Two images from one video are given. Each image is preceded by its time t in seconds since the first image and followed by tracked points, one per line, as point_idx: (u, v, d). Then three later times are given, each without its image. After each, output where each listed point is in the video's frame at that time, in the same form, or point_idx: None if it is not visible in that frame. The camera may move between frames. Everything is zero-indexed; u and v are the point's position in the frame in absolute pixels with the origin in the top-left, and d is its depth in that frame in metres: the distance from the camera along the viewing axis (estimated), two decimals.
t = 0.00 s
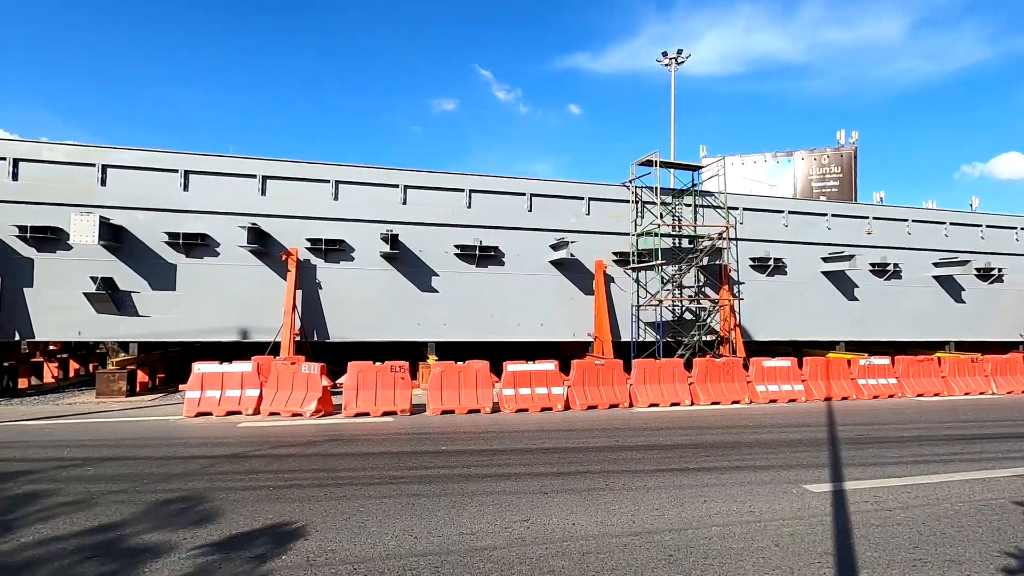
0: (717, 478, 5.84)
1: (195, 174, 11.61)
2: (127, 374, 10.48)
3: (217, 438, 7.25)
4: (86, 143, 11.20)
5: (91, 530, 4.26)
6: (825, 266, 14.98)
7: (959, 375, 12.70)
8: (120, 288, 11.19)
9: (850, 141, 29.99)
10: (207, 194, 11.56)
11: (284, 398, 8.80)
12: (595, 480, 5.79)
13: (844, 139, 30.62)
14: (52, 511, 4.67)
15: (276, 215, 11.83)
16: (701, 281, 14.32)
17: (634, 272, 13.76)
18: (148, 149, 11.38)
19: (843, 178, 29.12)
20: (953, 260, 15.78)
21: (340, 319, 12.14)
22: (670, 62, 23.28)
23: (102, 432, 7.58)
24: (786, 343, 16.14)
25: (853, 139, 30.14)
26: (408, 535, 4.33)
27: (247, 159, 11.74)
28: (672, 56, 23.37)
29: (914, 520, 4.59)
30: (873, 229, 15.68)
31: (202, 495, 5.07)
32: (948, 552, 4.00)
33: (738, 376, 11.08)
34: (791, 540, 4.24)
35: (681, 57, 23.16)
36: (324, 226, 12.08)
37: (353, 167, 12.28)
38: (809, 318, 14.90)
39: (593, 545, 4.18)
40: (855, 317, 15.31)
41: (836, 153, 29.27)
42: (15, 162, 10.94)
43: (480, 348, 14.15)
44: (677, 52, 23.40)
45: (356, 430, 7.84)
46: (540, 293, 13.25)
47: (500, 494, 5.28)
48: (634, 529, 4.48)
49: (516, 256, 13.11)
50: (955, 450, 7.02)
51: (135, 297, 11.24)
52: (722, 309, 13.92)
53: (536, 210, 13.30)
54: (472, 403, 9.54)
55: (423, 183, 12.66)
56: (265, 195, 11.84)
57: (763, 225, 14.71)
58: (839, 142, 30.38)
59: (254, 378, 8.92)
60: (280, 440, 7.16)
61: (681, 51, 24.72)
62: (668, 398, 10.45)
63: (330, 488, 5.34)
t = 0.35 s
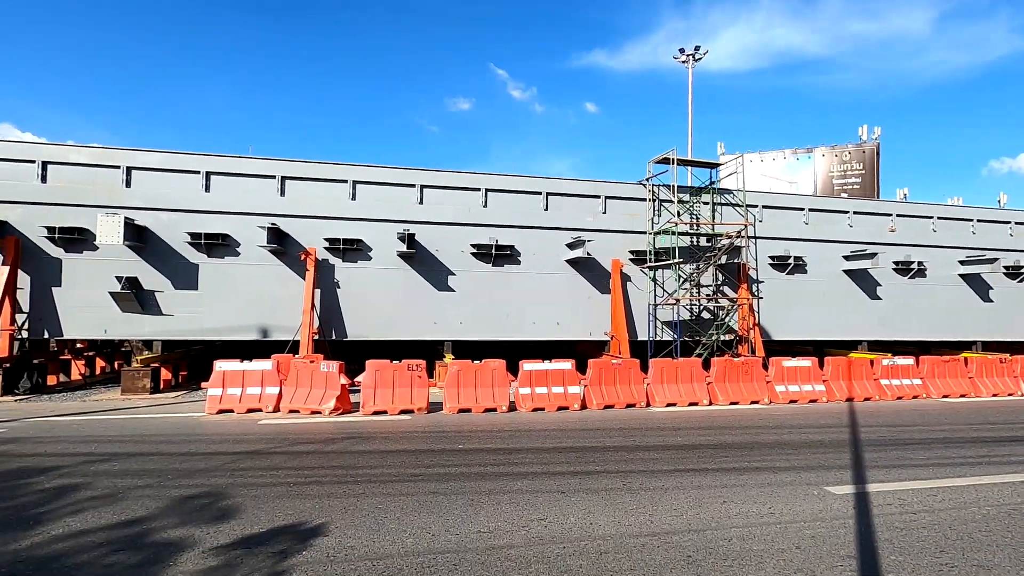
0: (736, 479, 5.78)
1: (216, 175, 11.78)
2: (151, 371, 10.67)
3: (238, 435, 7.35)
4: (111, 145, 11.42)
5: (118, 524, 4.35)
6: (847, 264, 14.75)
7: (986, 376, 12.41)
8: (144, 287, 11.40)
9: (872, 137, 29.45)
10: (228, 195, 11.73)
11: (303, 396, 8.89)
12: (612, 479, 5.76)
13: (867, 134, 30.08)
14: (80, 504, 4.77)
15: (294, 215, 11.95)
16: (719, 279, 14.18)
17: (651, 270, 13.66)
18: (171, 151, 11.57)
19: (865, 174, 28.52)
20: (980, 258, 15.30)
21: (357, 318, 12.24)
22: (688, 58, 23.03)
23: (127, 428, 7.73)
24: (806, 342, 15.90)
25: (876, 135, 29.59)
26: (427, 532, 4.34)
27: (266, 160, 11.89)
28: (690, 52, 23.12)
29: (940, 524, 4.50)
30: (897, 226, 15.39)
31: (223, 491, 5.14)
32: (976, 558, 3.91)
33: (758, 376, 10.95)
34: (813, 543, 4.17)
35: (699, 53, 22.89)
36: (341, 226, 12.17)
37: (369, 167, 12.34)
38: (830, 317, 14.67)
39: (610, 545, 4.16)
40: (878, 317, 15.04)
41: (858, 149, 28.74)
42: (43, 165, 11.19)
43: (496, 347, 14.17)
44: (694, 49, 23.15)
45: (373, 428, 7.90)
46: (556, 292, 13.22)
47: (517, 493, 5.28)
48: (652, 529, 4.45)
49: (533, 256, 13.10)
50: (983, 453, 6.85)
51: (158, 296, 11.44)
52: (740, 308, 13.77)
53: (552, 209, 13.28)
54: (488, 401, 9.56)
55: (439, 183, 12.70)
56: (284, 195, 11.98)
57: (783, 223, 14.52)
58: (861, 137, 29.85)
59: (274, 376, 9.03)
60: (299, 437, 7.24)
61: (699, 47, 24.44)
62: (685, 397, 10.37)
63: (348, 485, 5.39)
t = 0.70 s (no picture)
0: (748, 479, 5.74)
1: (228, 175, 11.87)
2: (166, 369, 10.79)
3: (250, 433, 7.41)
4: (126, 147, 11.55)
5: (133, 521, 4.40)
6: (860, 263, 14.60)
7: (1003, 376, 12.23)
8: (158, 287, 11.53)
9: (886, 134, 29.13)
10: (240, 195, 11.82)
11: (315, 394, 8.95)
12: (622, 479, 5.74)
13: (880, 132, 29.77)
14: (96, 501, 4.84)
15: (305, 215, 12.02)
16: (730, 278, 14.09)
17: (661, 269, 13.59)
18: (184, 152, 11.68)
19: (878, 173, 28.12)
20: (997, 256, 15.06)
21: (368, 317, 12.29)
22: (698, 56, 22.91)
23: (142, 426, 7.82)
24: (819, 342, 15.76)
25: (890, 132, 29.28)
26: (438, 530, 4.35)
27: (278, 161, 11.97)
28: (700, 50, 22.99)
29: (956, 526, 4.44)
30: (912, 224, 15.20)
31: (236, 489, 5.19)
32: (993, 561, 3.85)
33: (770, 375, 10.87)
34: (826, 545, 4.14)
35: (709, 52, 22.76)
36: (352, 226, 12.23)
37: (380, 167, 12.38)
38: (843, 316, 14.53)
39: (621, 545, 4.15)
40: (892, 316, 14.87)
41: (872, 146, 28.33)
42: (60, 166, 11.35)
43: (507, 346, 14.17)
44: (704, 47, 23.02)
45: (383, 427, 7.93)
46: (566, 291, 13.19)
47: (527, 492, 5.28)
48: (663, 529, 4.43)
49: (542, 255, 13.08)
50: (1000, 455, 6.74)
51: (172, 296, 11.56)
52: (752, 307, 13.67)
53: (562, 208, 13.25)
54: (498, 401, 9.56)
55: (449, 182, 12.72)
56: (295, 196, 12.06)
57: (795, 221, 14.39)
58: (875, 135, 29.53)
59: (286, 374, 9.09)
60: (310, 436, 7.28)
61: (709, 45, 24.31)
62: (696, 397, 10.32)
63: (360, 483, 5.42)
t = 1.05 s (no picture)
0: (764, 480, 5.67)
1: (244, 175, 11.99)
2: (184, 367, 10.95)
3: (267, 430, 7.48)
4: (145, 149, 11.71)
5: (154, 517, 4.46)
6: (879, 261, 14.37)
7: None
8: (177, 286, 11.68)
9: (905, 129, 28.70)
10: (256, 196, 11.93)
11: (330, 392, 9.02)
12: (637, 479, 5.71)
13: (899, 127, 29.32)
14: (119, 496, 4.92)
15: (320, 215, 12.10)
16: (745, 276, 13.95)
17: (676, 267, 13.49)
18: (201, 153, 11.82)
19: (898, 167, 27.83)
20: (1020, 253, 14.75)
21: (382, 316, 12.35)
22: (712, 52, 22.70)
23: (161, 423, 7.93)
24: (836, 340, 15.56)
25: (909, 127, 28.83)
26: (453, 529, 4.35)
27: (293, 161, 12.06)
28: (714, 46, 22.78)
29: (979, 529, 4.36)
30: (932, 221, 14.93)
31: (253, 486, 5.24)
32: (1018, 565, 3.77)
33: (786, 375, 10.74)
34: (846, 546, 4.08)
35: (723, 47, 22.55)
36: (366, 225, 12.29)
37: (393, 167, 12.43)
38: (861, 315, 14.33)
39: (636, 544, 4.13)
40: (912, 314, 14.63)
41: (891, 141, 28.02)
42: (81, 168, 11.53)
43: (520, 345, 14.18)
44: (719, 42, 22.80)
45: (398, 425, 7.96)
46: (580, 289, 13.15)
47: (542, 491, 5.28)
48: (679, 529, 4.40)
49: (556, 254, 13.06)
50: None
51: (190, 295, 11.71)
52: (768, 305, 13.53)
53: (575, 206, 13.21)
54: (512, 399, 9.56)
55: (462, 181, 12.73)
56: (310, 195, 12.15)
57: (812, 218, 14.21)
58: (894, 130, 29.10)
59: (302, 372, 9.16)
60: (325, 434, 7.33)
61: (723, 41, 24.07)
62: (712, 396, 10.24)
63: (375, 481, 5.45)
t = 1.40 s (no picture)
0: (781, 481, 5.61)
1: (260, 177, 12.09)
2: (202, 366, 11.10)
3: (283, 429, 7.55)
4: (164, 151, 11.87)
5: (175, 514, 4.52)
6: (898, 259, 14.14)
7: None
8: (195, 287, 11.83)
9: (926, 125, 28.25)
10: (272, 197, 12.04)
11: (345, 392, 9.08)
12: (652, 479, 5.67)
13: (919, 122, 28.85)
14: (139, 493, 4.98)
15: (335, 215, 12.18)
16: (761, 275, 13.81)
17: (690, 266, 13.39)
18: (218, 155, 11.95)
19: (918, 164, 27.27)
20: None
21: (396, 316, 12.41)
22: (727, 49, 22.48)
23: (180, 422, 8.03)
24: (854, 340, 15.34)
25: (929, 123, 28.37)
26: (467, 527, 4.37)
27: (308, 162, 12.15)
28: (730, 43, 22.56)
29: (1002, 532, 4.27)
30: (953, 218, 14.65)
31: (272, 483, 5.30)
32: None
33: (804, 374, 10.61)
34: (865, 549, 4.01)
35: (739, 44, 22.32)
36: (380, 225, 12.35)
37: (407, 167, 12.47)
38: (879, 314, 14.12)
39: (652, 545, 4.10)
40: (932, 313, 14.38)
41: (910, 137, 27.37)
42: (102, 171, 11.72)
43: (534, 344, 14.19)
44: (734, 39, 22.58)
45: (412, 424, 8.00)
46: (593, 289, 13.10)
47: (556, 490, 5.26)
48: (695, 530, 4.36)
49: (569, 253, 13.03)
50: None
51: (207, 295, 11.85)
52: (784, 304, 13.38)
53: (589, 205, 13.16)
54: (525, 399, 9.55)
55: (476, 181, 12.74)
56: (325, 196, 12.23)
57: (829, 216, 14.02)
58: (914, 126, 28.64)
59: (317, 372, 9.24)
60: (340, 432, 7.38)
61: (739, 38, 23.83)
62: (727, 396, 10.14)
63: (390, 479, 5.47)
